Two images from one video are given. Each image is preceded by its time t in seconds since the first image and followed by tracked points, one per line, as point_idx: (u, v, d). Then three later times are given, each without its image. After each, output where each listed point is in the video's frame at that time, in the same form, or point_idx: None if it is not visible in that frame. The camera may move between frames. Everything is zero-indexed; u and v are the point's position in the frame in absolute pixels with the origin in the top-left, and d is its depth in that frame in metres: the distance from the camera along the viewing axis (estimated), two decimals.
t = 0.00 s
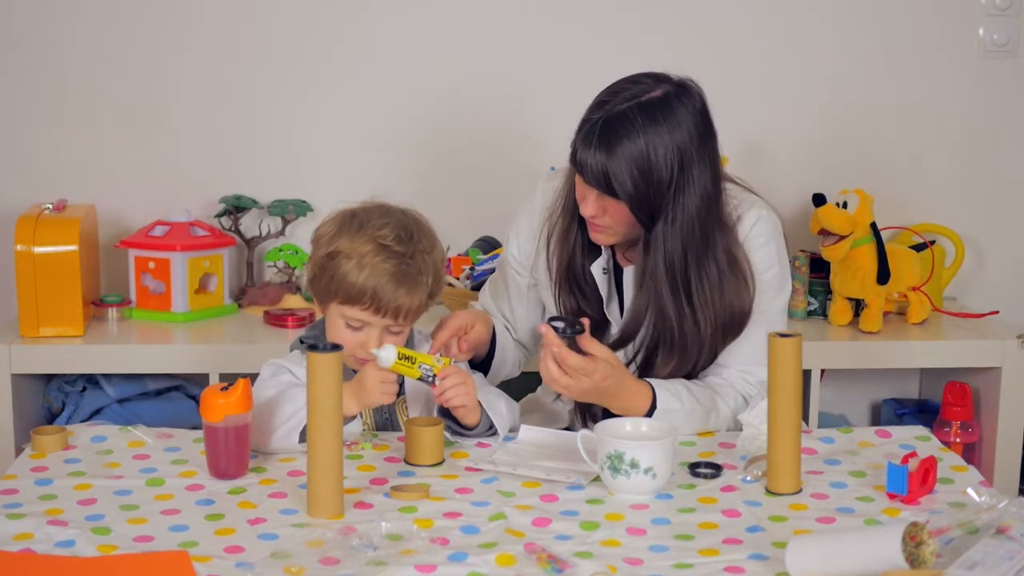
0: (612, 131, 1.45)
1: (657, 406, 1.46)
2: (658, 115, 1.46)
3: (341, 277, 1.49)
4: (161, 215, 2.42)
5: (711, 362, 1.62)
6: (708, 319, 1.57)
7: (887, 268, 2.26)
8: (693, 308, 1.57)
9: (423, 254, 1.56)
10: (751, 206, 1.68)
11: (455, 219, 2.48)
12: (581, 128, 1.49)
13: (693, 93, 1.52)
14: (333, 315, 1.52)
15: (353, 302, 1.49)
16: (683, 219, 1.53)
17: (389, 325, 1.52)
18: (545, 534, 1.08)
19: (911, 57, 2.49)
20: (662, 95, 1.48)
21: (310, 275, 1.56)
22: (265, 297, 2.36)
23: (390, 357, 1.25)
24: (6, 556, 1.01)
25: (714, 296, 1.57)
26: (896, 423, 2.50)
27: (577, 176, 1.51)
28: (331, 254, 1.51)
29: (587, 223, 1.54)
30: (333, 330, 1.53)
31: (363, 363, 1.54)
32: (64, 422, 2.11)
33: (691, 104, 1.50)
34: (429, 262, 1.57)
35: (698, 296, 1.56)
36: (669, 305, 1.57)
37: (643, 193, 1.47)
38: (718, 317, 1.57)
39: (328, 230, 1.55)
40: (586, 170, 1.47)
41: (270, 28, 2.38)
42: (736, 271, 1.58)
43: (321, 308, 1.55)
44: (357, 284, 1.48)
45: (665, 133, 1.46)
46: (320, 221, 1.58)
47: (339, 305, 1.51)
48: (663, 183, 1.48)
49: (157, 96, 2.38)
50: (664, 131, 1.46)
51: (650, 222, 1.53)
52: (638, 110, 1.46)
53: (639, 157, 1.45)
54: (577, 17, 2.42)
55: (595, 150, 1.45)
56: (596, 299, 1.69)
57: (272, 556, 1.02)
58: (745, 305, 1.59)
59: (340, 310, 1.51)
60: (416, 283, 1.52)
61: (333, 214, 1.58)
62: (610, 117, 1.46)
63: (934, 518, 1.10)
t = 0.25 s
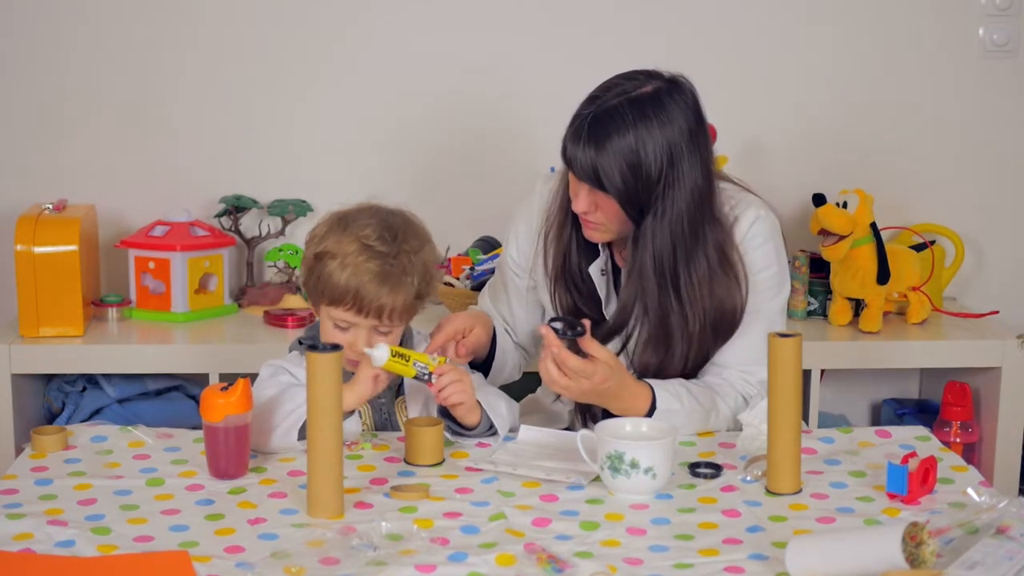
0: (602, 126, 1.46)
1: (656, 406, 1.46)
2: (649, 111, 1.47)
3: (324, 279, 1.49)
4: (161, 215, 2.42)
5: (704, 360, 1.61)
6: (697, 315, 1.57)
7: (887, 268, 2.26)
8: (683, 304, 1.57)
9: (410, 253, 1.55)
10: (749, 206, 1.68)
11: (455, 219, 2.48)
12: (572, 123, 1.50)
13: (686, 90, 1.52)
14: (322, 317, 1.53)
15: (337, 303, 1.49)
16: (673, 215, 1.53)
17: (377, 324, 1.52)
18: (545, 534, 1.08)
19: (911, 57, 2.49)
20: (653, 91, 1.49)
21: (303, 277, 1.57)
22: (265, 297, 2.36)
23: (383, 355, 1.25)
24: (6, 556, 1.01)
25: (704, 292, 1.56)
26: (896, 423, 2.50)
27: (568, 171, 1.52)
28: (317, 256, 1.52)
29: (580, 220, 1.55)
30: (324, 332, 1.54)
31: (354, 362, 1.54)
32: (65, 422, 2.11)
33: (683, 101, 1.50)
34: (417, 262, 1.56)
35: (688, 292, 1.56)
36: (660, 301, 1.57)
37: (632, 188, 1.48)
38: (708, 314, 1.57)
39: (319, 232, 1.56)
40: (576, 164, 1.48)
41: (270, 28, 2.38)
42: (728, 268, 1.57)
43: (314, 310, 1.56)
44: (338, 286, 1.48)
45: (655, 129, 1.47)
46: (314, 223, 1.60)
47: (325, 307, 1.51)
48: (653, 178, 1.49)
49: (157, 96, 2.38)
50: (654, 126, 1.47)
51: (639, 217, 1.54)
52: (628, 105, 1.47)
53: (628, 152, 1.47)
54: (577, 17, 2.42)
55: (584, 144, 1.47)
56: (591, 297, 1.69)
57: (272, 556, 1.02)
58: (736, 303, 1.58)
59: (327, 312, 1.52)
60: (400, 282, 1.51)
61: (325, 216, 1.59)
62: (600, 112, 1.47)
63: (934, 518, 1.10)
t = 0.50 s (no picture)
0: (600, 125, 1.46)
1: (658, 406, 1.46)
2: (649, 109, 1.47)
3: (302, 272, 1.51)
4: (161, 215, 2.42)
5: (701, 359, 1.62)
6: (693, 313, 1.57)
7: (887, 268, 2.26)
8: (679, 302, 1.57)
9: (388, 246, 1.55)
10: (749, 206, 1.68)
11: (455, 219, 2.48)
12: (572, 121, 1.50)
13: (686, 88, 1.52)
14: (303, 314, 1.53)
15: (313, 294, 1.50)
16: (670, 213, 1.53)
17: (353, 316, 1.51)
18: (545, 534, 1.08)
19: (912, 57, 2.49)
20: (653, 89, 1.49)
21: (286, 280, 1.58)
22: (265, 297, 2.36)
23: (393, 345, 1.24)
24: (5, 556, 1.01)
25: (701, 290, 1.57)
26: (896, 423, 2.50)
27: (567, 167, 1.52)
28: (297, 253, 1.53)
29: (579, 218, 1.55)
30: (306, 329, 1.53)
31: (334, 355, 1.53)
32: (64, 422, 2.11)
33: (683, 99, 1.50)
34: (394, 253, 1.55)
35: (685, 290, 1.57)
36: (656, 298, 1.58)
37: (629, 186, 1.48)
38: (704, 313, 1.57)
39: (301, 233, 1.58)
40: (574, 161, 1.48)
41: (270, 28, 2.38)
42: (725, 267, 1.58)
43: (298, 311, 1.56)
44: (312, 275, 1.49)
45: (654, 127, 1.47)
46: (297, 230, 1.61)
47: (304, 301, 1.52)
48: (651, 176, 1.49)
49: (157, 96, 2.38)
50: (652, 124, 1.47)
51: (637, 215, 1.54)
52: (628, 103, 1.47)
53: (626, 150, 1.47)
54: (577, 18, 2.42)
55: (583, 142, 1.47)
56: (589, 295, 1.70)
57: (272, 556, 1.02)
58: (732, 302, 1.59)
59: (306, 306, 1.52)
60: (375, 272, 1.51)
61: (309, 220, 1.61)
62: (600, 110, 1.47)
63: (934, 518, 1.10)
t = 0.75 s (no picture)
0: (604, 125, 1.46)
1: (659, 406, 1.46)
2: (653, 108, 1.47)
3: (334, 272, 1.49)
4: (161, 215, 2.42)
5: (702, 359, 1.62)
6: (696, 313, 1.57)
7: (887, 268, 2.26)
8: (682, 302, 1.57)
9: (413, 240, 1.56)
10: (750, 207, 1.68)
11: (455, 219, 2.48)
12: (576, 120, 1.50)
13: (689, 88, 1.52)
14: (332, 312, 1.52)
15: (350, 293, 1.50)
16: (674, 213, 1.53)
17: (391, 310, 1.52)
18: (545, 534, 1.08)
19: (912, 57, 2.49)
20: (656, 88, 1.49)
21: (305, 277, 1.56)
22: (265, 297, 2.36)
23: (422, 336, 1.26)
24: (6, 556, 1.01)
25: (704, 290, 1.57)
26: (896, 423, 2.50)
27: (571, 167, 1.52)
28: (322, 251, 1.52)
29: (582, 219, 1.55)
30: (335, 327, 1.53)
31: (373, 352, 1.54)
32: (64, 422, 2.11)
33: (685, 99, 1.50)
34: (418, 244, 1.57)
35: (689, 290, 1.56)
36: (659, 298, 1.58)
37: (633, 186, 1.48)
38: (706, 313, 1.57)
39: (316, 229, 1.56)
40: (579, 161, 1.48)
41: (270, 28, 2.38)
42: (726, 268, 1.58)
43: (321, 308, 1.55)
44: (349, 278, 1.49)
45: (658, 127, 1.47)
46: (306, 225, 1.59)
47: (337, 300, 1.51)
48: (656, 176, 1.49)
49: (157, 96, 2.38)
50: (657, 124, 1.47)
51: (641, 215, 1.53)
52: (632, 103, 1.47)
53: (630, 150, 1.46)
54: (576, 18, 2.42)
55: (588, 141, 1.46)
56: (590, 295, 1.70)
57: (272, 556, 1.02)
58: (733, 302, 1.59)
59: (339, 305, 1.51)
60: (410, 266, 1.52)
61: (317, 215, 1.59)
62: (604, 110, 1.47)
63: (934, 518, 1.10)
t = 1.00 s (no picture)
0: (607, 127, 1.45)
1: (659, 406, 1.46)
2: (655, 110, 1.47)
3: (345, 272, 1.50)
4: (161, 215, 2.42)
5: (705, 359, 1.62)
6: (699, 314, 1.57)
7: (887, 268, 2.26)
8: (686, 303, 1.57)
9: (426, 245, 1.56)
10: (750, 206, 1.68)
11: (455, 220, 2.48)
12: (578, 122, 1.50)
13: (689, 89, 1.52)
14: (341, 311, 1.53)
15: (359, 294, 1.50)
16: (676, 215, 1.53)
17: (398, 314, 1.52)
18: (545, 534, 1.08)
19: (912, 57, 2.49)
20: (658, 90, 1.49)
21: (316, 273, 1.57)
22: (265, 298, 2.36)
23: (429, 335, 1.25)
24: (5, 556, 1.01)
25: (708, 291, 1.57)
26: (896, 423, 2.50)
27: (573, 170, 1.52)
28: (335, 250, 1.52)
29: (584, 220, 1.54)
30: (343, 325, 1.53)
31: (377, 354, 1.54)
32: (65, 422, 2.11)
33: (687, 100, 1.50)
34: (431, 251, 1.57)
35: (693, 291, 1.57)
36: (662, 300, 1.58)
37: (637, 188, 1.48)
38: (709, 314, 1.58)
39: (331, 227, 1.56)
40: (582, 163, 1.47)
41: (270, 28, 2.38)
42: (729, 268, 1.58)
43: (330, 305, 1.56)
44: (361, 279, 1.49)
45: (660, 128, 1.47)
46: (321, 222, 1.60)
47: (346, 299, 1.52)
48: (658, 178, 1.49)
49: (157, 97, 2.38)
50: (659, 125, 1.47)
51: (644, 217, 1.53)
52: (633, 104, 1.46)
53: (634, 152, 1.46)
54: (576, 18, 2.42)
55: (591, 144, 1.46)
56: (591, 296, 1.70)
57: (272, 556, 1.02)
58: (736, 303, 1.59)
59: (347, 304, 1.52)
60: (421, 272, 1.52)
61: (334, 212, 1.59)
62: (606, 112, 1.46)
63: (934, 518, 1.10)
